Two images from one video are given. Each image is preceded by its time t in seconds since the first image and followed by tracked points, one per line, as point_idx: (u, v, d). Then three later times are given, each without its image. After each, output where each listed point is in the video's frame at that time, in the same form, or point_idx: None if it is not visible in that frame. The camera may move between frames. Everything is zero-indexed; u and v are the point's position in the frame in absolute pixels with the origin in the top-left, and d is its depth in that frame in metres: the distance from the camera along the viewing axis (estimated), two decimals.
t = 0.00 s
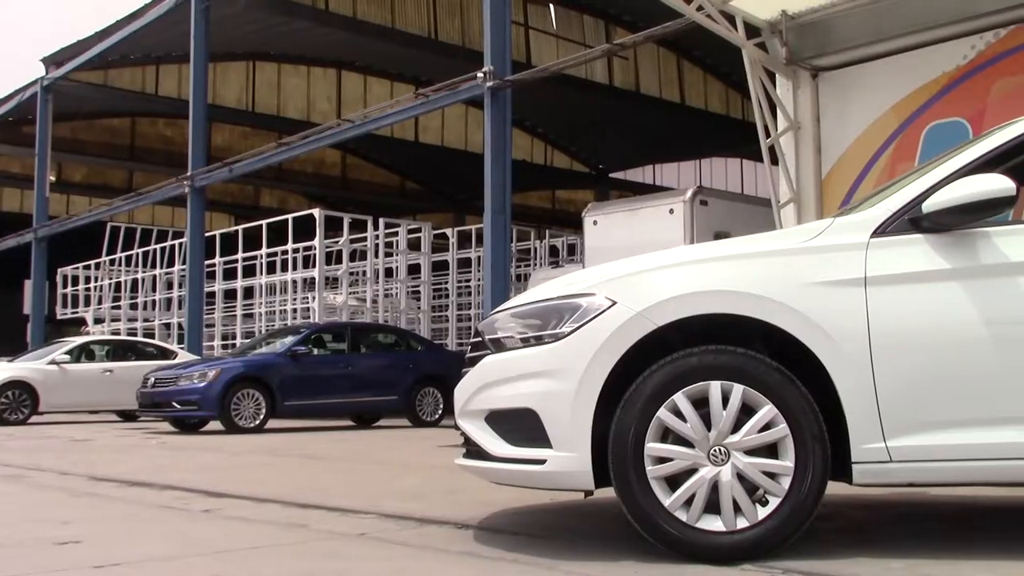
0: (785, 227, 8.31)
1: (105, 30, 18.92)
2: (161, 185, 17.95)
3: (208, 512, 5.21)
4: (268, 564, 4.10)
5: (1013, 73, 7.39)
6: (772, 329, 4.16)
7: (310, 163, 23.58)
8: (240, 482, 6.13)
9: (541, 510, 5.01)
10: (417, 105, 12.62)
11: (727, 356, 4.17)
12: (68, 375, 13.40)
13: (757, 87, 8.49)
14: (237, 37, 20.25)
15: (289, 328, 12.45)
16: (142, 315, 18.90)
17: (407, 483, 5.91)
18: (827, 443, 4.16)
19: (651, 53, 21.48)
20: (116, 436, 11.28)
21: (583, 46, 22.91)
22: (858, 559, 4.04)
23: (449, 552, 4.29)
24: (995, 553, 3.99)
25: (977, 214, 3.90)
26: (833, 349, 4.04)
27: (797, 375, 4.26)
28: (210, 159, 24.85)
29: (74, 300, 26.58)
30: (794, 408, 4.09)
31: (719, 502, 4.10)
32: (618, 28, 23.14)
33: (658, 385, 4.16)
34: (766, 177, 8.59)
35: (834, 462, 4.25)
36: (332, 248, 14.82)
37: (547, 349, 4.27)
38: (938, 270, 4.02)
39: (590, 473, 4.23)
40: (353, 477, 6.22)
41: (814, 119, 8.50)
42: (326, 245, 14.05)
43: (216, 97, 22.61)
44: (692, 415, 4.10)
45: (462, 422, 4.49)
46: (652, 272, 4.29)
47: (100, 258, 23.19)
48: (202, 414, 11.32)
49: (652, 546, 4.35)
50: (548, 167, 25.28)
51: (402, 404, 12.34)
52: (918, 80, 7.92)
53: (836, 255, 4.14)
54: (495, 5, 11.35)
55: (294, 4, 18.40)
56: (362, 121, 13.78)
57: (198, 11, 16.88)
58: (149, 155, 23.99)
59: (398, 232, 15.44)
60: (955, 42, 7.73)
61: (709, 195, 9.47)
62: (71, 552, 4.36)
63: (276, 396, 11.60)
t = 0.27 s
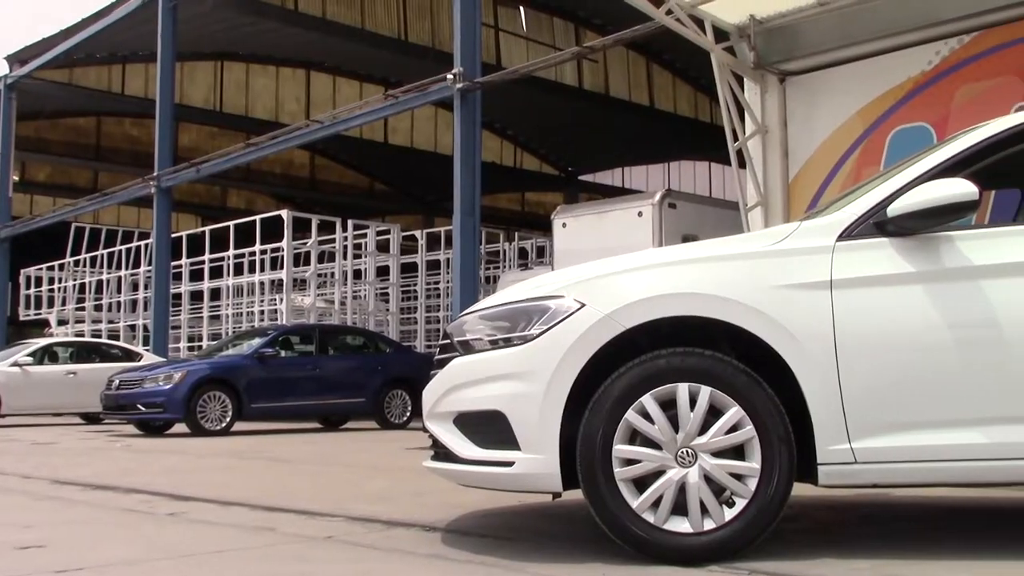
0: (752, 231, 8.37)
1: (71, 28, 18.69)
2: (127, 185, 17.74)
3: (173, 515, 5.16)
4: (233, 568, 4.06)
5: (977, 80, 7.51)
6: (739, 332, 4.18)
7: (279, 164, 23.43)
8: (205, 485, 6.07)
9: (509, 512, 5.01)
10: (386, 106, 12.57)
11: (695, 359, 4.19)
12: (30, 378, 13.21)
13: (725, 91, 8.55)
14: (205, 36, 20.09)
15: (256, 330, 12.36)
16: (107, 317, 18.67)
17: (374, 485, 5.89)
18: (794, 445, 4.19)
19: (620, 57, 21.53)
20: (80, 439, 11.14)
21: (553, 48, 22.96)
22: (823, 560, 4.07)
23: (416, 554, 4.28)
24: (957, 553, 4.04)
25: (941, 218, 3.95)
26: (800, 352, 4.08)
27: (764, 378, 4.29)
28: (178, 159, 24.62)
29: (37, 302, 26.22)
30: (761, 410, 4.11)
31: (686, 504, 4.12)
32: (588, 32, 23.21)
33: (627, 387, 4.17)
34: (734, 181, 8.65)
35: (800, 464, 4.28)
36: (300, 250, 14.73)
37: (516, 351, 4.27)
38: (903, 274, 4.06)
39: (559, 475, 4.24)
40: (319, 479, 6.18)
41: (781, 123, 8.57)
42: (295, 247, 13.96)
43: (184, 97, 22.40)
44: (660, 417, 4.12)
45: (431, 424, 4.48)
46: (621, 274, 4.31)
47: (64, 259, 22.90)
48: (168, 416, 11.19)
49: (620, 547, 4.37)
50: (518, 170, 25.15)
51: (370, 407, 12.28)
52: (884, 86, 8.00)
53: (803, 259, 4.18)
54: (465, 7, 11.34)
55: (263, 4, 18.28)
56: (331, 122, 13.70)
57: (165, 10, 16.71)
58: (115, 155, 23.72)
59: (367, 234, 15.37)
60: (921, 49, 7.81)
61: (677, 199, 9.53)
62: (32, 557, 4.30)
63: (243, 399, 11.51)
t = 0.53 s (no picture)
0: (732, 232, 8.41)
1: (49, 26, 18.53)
2: (106, 184, 17.60)
3: (151, 517, 5.12)
4: (213, 570, 4.04)
5: (955, 83, 7.58)
6: (719, 333, 4.20)
7: (260, 164, 23.33)
8: (184, 486, 6.03)
9: (489, 513, 5.00)
10: (367, 106, 12.54)
11: (676, 360, 4.20)
12: (7, 378, 13.09)
13: (706, 92, 8.58)
14: (185, 35, 19.97)
15: (236, 330, 12.30)
16: (85, 317, 18.53)
17: (353, 486, 5.87)
18: (774, 446, 4.21)
19: (602, 57, 21.72)
20: (57, 440, 11.04)
21: (535, 49, 22.99)
22: (802, 560, 4.09)
23: (397, 555, 4.26)
24: (934, 552, 4.06)
25: (919, 220, 3.99)
26: (780, 353, 4.10)
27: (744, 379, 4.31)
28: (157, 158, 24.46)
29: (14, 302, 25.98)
30: (741, 411, 4.13)
31: (667, 504, 4.13)
32: (569, 33, 23.24)
33: (607, 387, 4.18)
34: (714, 183, 8.68)
35: (779, 465, 4.30)
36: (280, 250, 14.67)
37: (497, 351, 4.27)
38: (882, 275, 4.09)
39: (539, 476, 4.24)
40: (299, 480, 6.16)
41: (761, 124, 8.61)
42: (275, 247, 13.90)
43: (164, 96, 22.26)
44: (641, 417, 4.13)
45: (411, 425, 4.47)
46: (602, 275, 4.32)
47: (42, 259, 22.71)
48: (146, 417, 11.10)
49: (601, 548, 4.37)
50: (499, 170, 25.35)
51: (351, 407, 12.25)
52: (864, 89, 8.06)
53: (782, 260, 4.20)
54: (447, 7, 11.32)
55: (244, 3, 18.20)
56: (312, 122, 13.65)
57: (145, 8, 16.60)
58: (94, 154, 23.55)
59: (348, 234, 15.33)
60: (900, 52, 7.86)
61: (658, 200, 9.56)
62: (8, 559, 4.26)
63: (223, 399, 11.44)
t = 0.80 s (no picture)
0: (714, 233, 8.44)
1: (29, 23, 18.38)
2: (85, 183, 17.47)
3: (130, 517, 5.09)
4: (192, 570, 4.01)
5: (935, 85, 7.63)
6: (700, 333, 4.21)
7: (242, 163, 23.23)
8: (163, 487, 5.99)
9: (470, 513, 5.00)
10: (349, 106, 12.51)
11: (657, 360, 4.21)
12: None
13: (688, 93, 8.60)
14: (166, 32, 19.86)
15: (217, 330, 12.25)
16: (64, 316, 18.39)
17: (334, 487, 5.86)
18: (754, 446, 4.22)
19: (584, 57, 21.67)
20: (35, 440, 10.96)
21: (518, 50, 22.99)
22: (782, 559, 4.11)
23: (377, 556, 4.26)
24: (911, 552, 4.09)
25: (899, 221, 4.01)
26: (760, 353, 4.11)
27: (725, 379, 4.32)
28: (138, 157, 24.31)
29: None
30: (722, 411, 4.14)
31: (648, 504, 4.14)
32: (552, 33, 23.25)
33: (589, 388, 4.19)
34: (696, 183, 8.71)
35: (760, 465, 4.32)
36: (261, 249, 14.63)
37: (478, 351, 4.27)
38: (862, 276, 4.11)
39: (521, 476, 4.24)
40: (279, 480, 6.14)
41: (743, 125, 8.65)
42: (256, 246, 13.84)
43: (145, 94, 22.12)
44: (622, 417, 4.14)
45: (393, 425, 4.46)
46: (584, 275, 4.32)
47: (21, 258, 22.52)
48: (126, 417, 11.04)
49: (582, 548, 4.38)
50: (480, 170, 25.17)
51: (332, 407, 12.22)
52: (845, 90, 8.10)
53: (763, 261, 4.22)
54: (429, 7, 11.30)
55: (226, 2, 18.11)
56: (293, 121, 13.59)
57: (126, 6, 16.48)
58: (74, 152, 23.38)
59: (330, 234, 15.28)
60: (880, 54, 7.91)
61: (639, 200, 9.58)
62: None
63: (203, 399, 11.39)
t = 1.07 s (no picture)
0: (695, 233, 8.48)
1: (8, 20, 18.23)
2: (65, 181, 17.33)
3: (109, 518, 5.05)
4: (172, 571, 3.99)
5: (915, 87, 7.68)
6: (682, 333, 4.22)
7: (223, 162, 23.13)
8: (142, 487, 5.95)
9: (451, 513, 4.99)
10: (331, 105, 12.47)
11: (639, 360, 4.22)
12: None
13: (670, 94, 8.61)
14: (148, 30, 19.74)
15: (197, 329, 12.19)
16: (43, 316, 18.24)
17: (314, 487, 5.84)
18: (735, 446, 4.24)
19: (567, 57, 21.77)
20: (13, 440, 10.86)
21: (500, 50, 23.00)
22: (763, 559, 4.12)
23: (359, 556, 4.25)
24: (891, 551, 4.12)
25: (879, 222, 4.04)
26: (741, 353, 4.13)
27: (707, 380, 4.33)
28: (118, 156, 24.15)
29: None
30: (703, 411, 4.16)
31: (629, 504, 4.15)
32: (534, 34, 23.27)
33: (570, 387, 4.19)
34: (678, 184, 8.74)
35: (740, 464, 4.34)
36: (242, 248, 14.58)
37: (461, 351, 4.27)
38: (843, 276, 4.14)
39: (502, 476, 4.24)
40: (259, 481, 6.11)
41: (724, 126, 8.69)
42: (237, 246, 13.77)
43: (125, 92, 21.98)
44: (604, 417, 4.14)
45: (374, 425, 4.46)
46: (566, 275, 4.33)
47: None
48: (105, 417, 10.96)
49: (564, 548, 4.38)
50: (461, 170, 24.88)
51: (313, 406, 12.20)
52: (826, 92, 8.15)
53: (744, 261, 4.23)
54: (412, 7, 11.28)
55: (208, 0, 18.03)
56: (275, 120, 13.54)
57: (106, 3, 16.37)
58: (54, 151, 23.21)
59: (312, 233, 15.23)
60: (860, 56, 7.96)
61: (622, 201, 9.60)
62: None
63: (183, 399, 11.33)
